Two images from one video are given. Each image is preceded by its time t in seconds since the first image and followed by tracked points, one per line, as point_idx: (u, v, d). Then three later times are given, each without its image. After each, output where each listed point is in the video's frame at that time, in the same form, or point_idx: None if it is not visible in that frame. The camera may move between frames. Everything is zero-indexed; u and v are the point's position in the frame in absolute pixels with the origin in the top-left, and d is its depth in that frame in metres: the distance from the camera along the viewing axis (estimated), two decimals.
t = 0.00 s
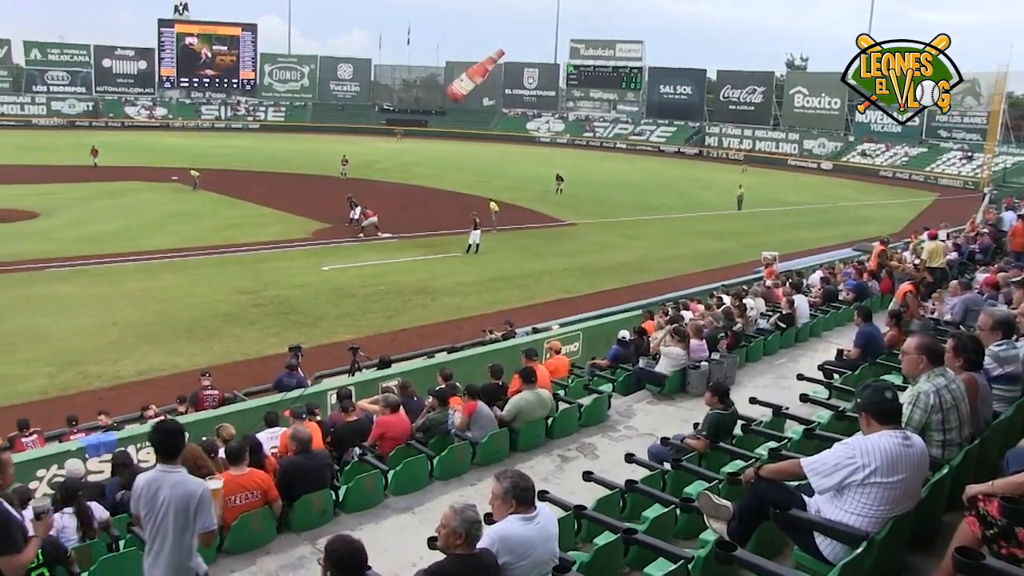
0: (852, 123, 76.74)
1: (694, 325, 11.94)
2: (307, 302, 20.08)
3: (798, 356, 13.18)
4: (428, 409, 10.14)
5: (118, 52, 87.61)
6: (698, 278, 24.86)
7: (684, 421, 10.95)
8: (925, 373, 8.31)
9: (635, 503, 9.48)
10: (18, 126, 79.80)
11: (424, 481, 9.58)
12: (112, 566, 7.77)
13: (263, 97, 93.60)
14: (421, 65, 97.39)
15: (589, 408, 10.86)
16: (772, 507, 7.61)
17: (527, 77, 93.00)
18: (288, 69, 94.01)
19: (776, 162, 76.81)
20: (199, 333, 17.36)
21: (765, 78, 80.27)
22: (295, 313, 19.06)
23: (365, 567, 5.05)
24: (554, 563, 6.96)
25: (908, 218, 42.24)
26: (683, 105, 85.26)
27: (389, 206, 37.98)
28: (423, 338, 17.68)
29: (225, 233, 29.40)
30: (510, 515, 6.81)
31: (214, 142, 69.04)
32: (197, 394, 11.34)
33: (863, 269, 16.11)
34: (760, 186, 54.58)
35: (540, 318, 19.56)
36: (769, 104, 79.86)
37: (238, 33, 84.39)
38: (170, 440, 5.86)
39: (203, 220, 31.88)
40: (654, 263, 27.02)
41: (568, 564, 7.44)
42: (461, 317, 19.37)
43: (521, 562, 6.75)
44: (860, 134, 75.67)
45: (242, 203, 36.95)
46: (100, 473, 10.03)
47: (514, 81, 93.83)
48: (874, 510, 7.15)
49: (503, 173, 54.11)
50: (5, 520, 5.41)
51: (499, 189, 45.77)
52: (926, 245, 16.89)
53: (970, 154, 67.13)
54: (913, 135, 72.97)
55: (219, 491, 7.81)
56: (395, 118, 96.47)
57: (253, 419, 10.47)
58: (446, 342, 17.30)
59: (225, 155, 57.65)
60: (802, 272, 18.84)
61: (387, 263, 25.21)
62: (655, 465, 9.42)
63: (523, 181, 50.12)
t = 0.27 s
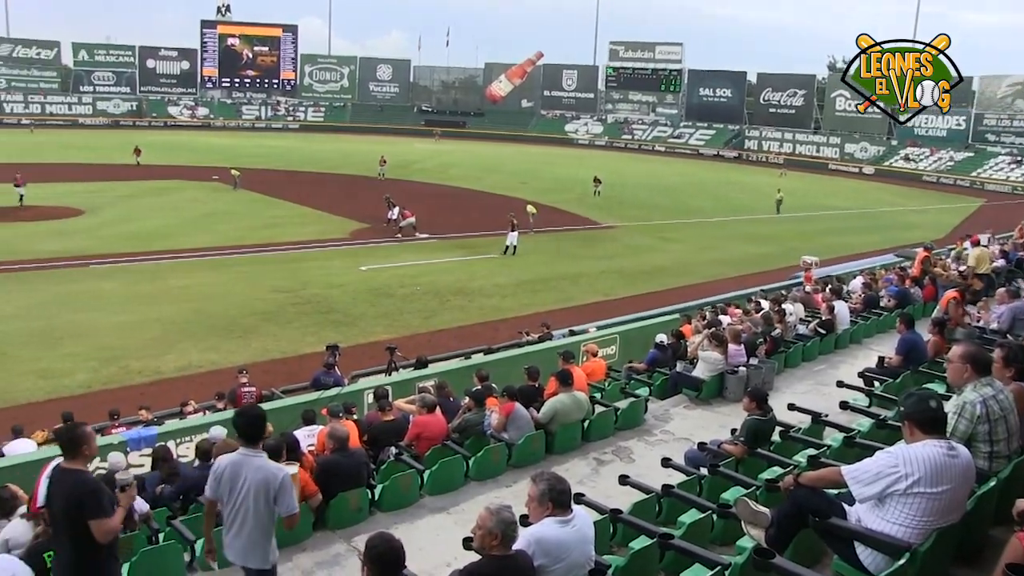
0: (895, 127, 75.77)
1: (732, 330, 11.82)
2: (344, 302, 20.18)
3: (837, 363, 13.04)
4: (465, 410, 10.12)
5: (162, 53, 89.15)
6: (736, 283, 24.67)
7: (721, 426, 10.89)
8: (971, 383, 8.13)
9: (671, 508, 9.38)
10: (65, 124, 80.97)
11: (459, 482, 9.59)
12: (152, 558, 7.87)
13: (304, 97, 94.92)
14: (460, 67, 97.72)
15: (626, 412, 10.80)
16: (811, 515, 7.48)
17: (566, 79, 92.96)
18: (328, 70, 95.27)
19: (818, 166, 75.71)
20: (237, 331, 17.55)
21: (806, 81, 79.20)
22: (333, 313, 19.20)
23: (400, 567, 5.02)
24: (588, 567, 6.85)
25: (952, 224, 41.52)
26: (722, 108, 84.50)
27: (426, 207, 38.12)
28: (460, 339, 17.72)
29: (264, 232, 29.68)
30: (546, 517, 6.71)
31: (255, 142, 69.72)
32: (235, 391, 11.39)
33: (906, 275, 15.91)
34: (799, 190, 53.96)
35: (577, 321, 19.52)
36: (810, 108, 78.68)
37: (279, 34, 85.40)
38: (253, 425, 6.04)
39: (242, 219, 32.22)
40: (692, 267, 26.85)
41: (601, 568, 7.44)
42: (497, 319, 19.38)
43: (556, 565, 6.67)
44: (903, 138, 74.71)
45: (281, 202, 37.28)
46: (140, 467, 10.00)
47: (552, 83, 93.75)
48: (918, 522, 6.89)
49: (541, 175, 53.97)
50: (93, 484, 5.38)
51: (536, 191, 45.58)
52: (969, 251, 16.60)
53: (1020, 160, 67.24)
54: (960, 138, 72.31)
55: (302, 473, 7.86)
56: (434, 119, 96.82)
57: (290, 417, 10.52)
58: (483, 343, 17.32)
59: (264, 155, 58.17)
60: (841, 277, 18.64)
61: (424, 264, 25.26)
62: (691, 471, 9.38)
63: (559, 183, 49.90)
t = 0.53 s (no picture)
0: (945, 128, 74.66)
1: (776, 335, 11.73)
2: (387, 302, 20.35)
3: (884, 369, 12.87)
4: (507, 412, 10.13)
5: (208, 56, 89.19)
6: (780, 287, 24.48)
7: (764, 432, 10.80)
8: None
9: (714, 513, 9.29)
10: (115, 127, 83.03)
11: (501, 484, 9.59)
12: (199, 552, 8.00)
13: (348, 100, 94.93)
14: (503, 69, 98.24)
15: (668, 416, 10.73)
16: (858, 524, 7.28)
17: (608, 81, 92.81)
18: (372, 73, 95.57)
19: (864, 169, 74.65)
20: (281, 330, 17.76)
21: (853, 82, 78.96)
22: (376, 313, 19.35)
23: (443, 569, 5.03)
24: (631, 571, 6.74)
25: (1004, 228, 40.64)
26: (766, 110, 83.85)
27: (468, 208, 38.28)
28: (503, 340, 17.78)
29: (308, 233, 30.02)
30: (588, 521, 6.63)
31: (300, 143, 70.58)
32: (279, 390, 11.56)
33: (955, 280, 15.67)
34: (845, 193, 53.24)
35: (620, 323, 19.47)
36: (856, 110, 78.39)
37: (323, 37, 87.02)
38: (330, 421, 6.10)
39: (286, 220, 32.61)
40: (736, 270, 26.66)
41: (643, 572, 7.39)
42: (539, 321, 19.40)
43: (598, 569, 6.59)
44: (954, 140, 73.58)
45: (325, 203, 37.69)
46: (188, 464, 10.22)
47: (595, 85, 93.46)
48: (972, 533, 6.49)
49: (585, 178, 53.91)
50: (180, 472, 5.66)
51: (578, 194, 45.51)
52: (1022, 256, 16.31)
53: None
54: (1014, 139, 70.83)
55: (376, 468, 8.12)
56: (476, 121, 97.28)
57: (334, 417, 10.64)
58: (526, 345, 17.35)
59: (308, 157, 58.82)
60: (888, 282, 18.44)
61: (466, 266, 25.35)
62: (735, 476, 9.30)
63: (602, 185, 49.88)
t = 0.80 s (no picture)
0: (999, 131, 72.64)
1: (822, 341, 11.62)
2: (431, 304, 20.43)
3: (934, 377, 12.69)
4: (550, 415, 10.11)
5: (256, 59, 91.47)
6: (827, 292, 24.16)
7: (811, 438, 10.68)
8: None
9: (759, 519, 9.16)
10: (164, 127, 84.96)
11: (544, 488, 9.56)
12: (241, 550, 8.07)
13: (393, 101, 95.62)
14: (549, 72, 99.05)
15: (713, 421, 10.65)
16: (908, 534, 6.93)
17: (654, 84, 92.40)
18: (418, 75, 95.70)
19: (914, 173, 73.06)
20: (325, 330, 17.91)
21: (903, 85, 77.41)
22: (420, 315, 19.43)
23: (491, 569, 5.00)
24: None
25: None
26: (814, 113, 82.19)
27: (510, 210, 38.37)
28: (548, 343, 17.77)
29: (353, 233, 30.28)
30: (632, 526, 6.50)
31: (347, 145, 71.28)
32: (324, 390, 11.69)
33: (1009, 288, 15.36)
34: (893, 198, 52.31)
35: (664, 327, 19.36)
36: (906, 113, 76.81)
37: (369, 39, 87.82)
38: (401, 407, 6.28)
39: (331, 221, 32.91)
40: (781, 275, 26.36)
41: None
42: (583, 324, 19.37)
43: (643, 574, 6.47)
44: (1010, 144, 71.18)
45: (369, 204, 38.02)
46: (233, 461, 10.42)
47: (641, 87, 93.00)
48: None
49: (629, 180, 53.60)
50: (272, 467, 5.88)
51: (623, 196, 45.21)
52: None
53: None
54: None
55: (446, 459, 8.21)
56: (522, 123, 97.27)
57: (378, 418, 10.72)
58: (570, 348, 17.32)
59: (354, 158, 59.35)
60: (939, 288, 18.15)
61: (509, 268, 25.35)
62: (780, 483, 9.16)
63: (647, 188, 49.60)
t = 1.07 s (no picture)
0: None
1: (868, 347, 11.49)
2: (473, 306, 20.50)
3: (983, 385, 12.51)
4: (592, 419, 10.09)
5: (300, 62, 92.15)
6: (872, 297, 23.84)
7: (856, 446, 10.57)
8: None
9: (802, 527, 8.97)
10: (209, 129, 86.90)
11: (585, 491, 9.53)
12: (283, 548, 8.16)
13: (435, 104, 96.05)
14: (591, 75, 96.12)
15: (756, 427, 10.56)
16: (958, 546, 6.67)
17: (697, 87, 91.05)
18: (460, 77, 96.11)
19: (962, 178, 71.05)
20: (367, 332, 18.02)
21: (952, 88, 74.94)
22: (463, 317, 19.48)
23: None
24: None
25: None
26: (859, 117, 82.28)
27: (551, 213, 38.39)
28: (590, 346, 17.74)
29: (396, 235, 30.46)
30: (674, 531, 6.34)
31: (392, 148, 71.71)
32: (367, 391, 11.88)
33: None
34: (941, 203, 51.26)
35: (706, 331, 19.24)
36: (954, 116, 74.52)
37: (412, 42, 87.77)
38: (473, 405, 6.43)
39: (374, 223, 33.14)
40: (825, 280, 26.06)
41: None
42: (626, 328, 19.32)
43: None
44: None
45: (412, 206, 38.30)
46: (274, 460, 10.48)
47: (684, 90, 92.08)
48: None
49: (670, 184, 53.29)
50: (354, 457, 6.27)
51: (664, 200, 44.90)
52: None
53: None
54: None
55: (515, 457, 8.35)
56: (565, 127, 95.64)
57: (419, 419, 10.74)
58: (611, 351, 17.25)
59: (398, 160, 59.84)
60: (987, 296, 17.89)
61: (550, 271, 25.36)
62: (824, 490, 8.97)
63: (689, 192, 49.24)
